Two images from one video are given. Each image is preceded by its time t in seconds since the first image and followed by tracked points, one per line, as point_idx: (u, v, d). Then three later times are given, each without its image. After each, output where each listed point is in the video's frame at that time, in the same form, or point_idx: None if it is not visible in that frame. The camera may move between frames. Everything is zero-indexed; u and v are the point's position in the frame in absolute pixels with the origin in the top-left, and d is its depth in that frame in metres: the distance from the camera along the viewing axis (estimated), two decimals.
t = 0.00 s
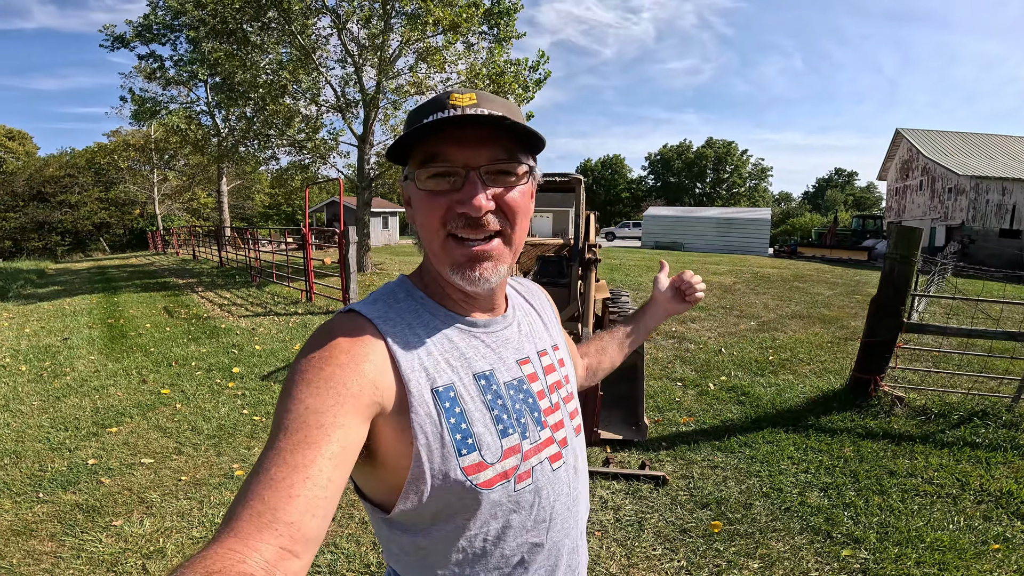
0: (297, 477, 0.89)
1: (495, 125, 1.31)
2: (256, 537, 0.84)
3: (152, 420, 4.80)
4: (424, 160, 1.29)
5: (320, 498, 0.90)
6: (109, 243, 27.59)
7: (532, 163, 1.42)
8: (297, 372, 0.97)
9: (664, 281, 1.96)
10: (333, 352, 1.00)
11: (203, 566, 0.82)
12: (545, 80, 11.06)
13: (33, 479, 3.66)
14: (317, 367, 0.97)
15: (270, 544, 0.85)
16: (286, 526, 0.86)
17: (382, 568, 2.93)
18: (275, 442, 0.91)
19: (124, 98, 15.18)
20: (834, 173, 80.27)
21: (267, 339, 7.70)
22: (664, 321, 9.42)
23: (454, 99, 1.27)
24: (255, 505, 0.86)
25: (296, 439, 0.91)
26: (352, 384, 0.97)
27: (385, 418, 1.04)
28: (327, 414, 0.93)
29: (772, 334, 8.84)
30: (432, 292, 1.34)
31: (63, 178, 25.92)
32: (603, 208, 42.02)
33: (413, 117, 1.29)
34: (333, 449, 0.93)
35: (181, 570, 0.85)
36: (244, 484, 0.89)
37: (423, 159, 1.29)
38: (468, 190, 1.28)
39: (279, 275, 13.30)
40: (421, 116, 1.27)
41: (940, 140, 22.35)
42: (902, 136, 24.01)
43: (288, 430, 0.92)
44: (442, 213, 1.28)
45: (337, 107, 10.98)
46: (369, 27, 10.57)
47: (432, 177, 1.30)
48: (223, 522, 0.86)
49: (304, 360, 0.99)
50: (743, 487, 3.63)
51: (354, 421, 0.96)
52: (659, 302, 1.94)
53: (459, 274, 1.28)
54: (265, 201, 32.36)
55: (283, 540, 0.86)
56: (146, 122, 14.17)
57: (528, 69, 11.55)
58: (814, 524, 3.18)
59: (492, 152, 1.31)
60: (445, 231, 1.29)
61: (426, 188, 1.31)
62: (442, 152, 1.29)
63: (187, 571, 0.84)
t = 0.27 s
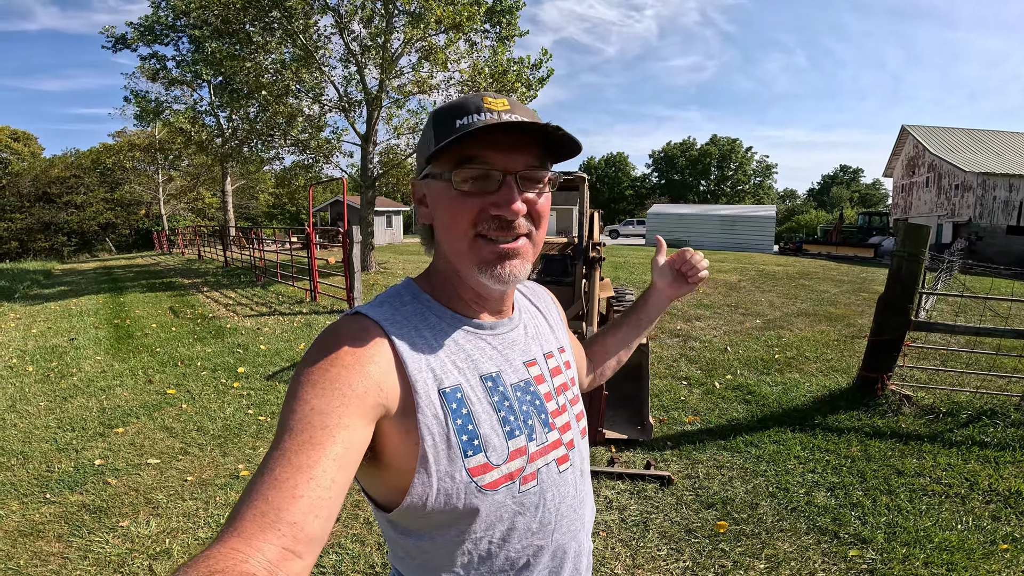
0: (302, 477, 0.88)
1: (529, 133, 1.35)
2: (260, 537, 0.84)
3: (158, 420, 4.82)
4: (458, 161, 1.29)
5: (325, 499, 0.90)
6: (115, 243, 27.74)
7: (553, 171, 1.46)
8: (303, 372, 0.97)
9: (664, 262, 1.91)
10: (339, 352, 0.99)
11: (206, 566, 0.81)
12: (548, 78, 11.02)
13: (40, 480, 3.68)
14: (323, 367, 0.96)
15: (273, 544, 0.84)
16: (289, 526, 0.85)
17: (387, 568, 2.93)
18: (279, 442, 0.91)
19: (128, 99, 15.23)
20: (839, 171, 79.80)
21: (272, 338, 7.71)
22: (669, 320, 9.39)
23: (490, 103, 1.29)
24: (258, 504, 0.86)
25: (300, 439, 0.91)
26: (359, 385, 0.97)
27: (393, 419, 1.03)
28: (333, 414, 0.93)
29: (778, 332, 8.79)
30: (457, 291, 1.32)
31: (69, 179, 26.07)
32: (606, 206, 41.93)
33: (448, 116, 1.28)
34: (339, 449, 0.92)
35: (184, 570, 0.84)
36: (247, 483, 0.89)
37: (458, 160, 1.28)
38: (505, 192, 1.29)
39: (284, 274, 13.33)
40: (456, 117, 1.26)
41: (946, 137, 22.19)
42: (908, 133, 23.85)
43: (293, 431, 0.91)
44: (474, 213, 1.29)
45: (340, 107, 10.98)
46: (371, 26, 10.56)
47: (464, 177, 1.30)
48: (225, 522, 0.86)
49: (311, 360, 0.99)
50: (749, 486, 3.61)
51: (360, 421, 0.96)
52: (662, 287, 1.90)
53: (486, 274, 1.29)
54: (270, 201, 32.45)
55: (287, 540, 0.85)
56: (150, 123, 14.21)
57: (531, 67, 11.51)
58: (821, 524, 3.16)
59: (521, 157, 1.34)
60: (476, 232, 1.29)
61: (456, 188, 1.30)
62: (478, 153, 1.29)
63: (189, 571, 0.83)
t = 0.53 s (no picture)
0: (298, 475, 0.89)
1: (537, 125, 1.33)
2: (254, 534, 0.84)
3: (165, 418, 4.86)
4: (470, 155, 1.26)
5: (319, 498, 0.90)
6: (122, 241, 27.92)
7: (559, 162, 1.46)
8: (300, 370, 0.98)
9: (684, 273, 1.92)
10: (336, 350, 1.00)
11: (201, 565, 0.82)
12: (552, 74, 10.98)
13: (49, 478, 3.71)
14: (319, 365, 0.97)
15: (267, 543, 0.85)
16: (284, 523, 0.86)
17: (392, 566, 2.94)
18: (275, 439, 0.92)
19: (134, 97, 15.30)
20: (846, 166, 79.20)
21: (278, 336, 7.74)
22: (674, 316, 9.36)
23: (500, 97, 1.27)
24: (253, 502, 0.86)
25: (294, 437, 0.91)
26: (356, 381, 0.98)
27: (391, 417, 1.04)
28: (329, 411, 0.94)
29: (784, 328, 8.76)
30: (468, 288, 1.31)
31: (76, 178, 26.25)
32: (611, 203, 41.83)
33: (459, 108, 1.24)
34: (334, 447, 0.92)
35: (179, 566, 0.85)
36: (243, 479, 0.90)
37: (470, 154, 1.25)
38: (520, 186, 1.29)
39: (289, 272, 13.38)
40: (464, 110, 1.23)
41: (954, 132, 22.01)
42: (916, 128, 23.66)
43: (288, 427, 0.92)
44: (490, 209, 1.27)
45: (344, 104, 10.97)
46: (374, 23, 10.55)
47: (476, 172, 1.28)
48: (221, 519, 0.87)
49: (309, 358, 1.00)
50: (754, 484, 3.61)
51: (357, 419, 0.96)
52: (679, 296, 1.90)
53: (500, 270, 1.28)
54: (275, 198, 32.56)
55: (281, 540, 0.86)
56: (156, 121, 14.27)
57: (534, 64, 11.46)
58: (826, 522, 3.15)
59: (531, 149, 1.33)
60: (490, 227, 1.28)
61: (469, 182, 1.28)
62: (492, 147, 1.27)
63: (184, 568, 0.84)
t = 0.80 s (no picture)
0: (289, 466, 0.91)
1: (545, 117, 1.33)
2: (244, 523, 0.87)
3: (179, 410, 4.95)
4: (481, 148, 1.25)
5: (308, 489, 0.92)
6: (139, 237, 28.35)
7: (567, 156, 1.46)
8: (290, 361, 1.00)
9: (691, 272, 1.90)
10: (327, 342, 1.02)
11: (188, 552, 0.84)
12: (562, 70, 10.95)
13: (65, 469, 3.80)
14: (310, 356, 0.99)
15: (255, 532, 0.87)
16: (273, 513, 0.88)
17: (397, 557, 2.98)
18: (266, 429, 0.94)
19: (149, 95, 15.50)
20: (863, 163, 78.02)
21: (289, 330, 7.84)
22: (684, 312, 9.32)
23: (512, 89, 1.26)
24: (244, 493, 0.89)
25: (285, 428, 0.93)
26: (346, 373, 1.00)
27: (380, 407, 1.06)
28: (319, 404, 0.96)
29: (795, 325, 8.68)
30: (474, 281, 1.32)
31: (93, 174, 26.68)
32: (623, 198, 41.62)
33: (471, 99, 1.23)
34: (324, 439, 0.95)
35: (168, 553, 0.87)
36: (234, 467, 0.93)
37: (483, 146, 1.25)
38: (532, 179, 1.29)
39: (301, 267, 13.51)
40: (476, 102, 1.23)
41: (973, 128, 21.59)
42: (933, 125, 23.27)
43: (278, 418, 0.94)
44: (500, 204, 1.27)
45: (354, 101, 11.03)
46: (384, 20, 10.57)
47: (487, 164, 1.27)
48: (211, 509, 0.89)
49: (301, 348, 1.02)
50: (760, 481, 3.60)
51: (346, 411, 0.99)
52: (681, 294, 1.89)
53: (506, 265, 1.29)
54: (288, 194, 32.83)
55: (270, 530, 0.88)
56: (170, 118, 14.44)
57: (543, 60, 11.43)
58: (831, 520, 3.13)
59: (541, 142, 1.33)
60: (499, 221, 1.28)
61: (479, 175, 1.27)
62: (503, 139, 1.27)
63: (172, 555, 0.87)
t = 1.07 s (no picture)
0: (250, 495, 0.90)
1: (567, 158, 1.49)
2: (201, 555, 0.85)
3: (196, 405, 5.06)
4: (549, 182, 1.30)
5: (271, 516, 0.92)
6: (159, 234, 28.86)
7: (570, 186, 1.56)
8: (250, 384, 0.98)
9: (682, 310, 1.80)
10: (289, 363, 1.00)
11: None
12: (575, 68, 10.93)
13: (85, 462, 3.91)
14: (271, 380, 0.97)
15: (215, 563, 0.86)
16: (234, 544, 0.88)
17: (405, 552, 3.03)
18: (223, 455, 0.92)
19: (169, 94, 15.77)
20: (883, 161, 76.69)
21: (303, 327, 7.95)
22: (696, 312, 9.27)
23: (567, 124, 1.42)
24: (207, 526, 0.87)
25: (244, 454, 0.92)
26: (311, 397, 0.99)
27: (354, 428, 1.06)
28: (282, 430, 0.94)
29: (810, 325, 8.58)
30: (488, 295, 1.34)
31: (115, 172, 27.23)
32: (637, 196, 41.39)
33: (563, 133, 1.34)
34: (285, 465, 0.94)
35: None
36: (190, 493, 0.91)
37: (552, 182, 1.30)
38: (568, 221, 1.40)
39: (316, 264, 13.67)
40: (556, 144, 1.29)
41: (997, 126, 21.13)
42: (956, 123, 22.81)
43: (237, 445, 0.92)
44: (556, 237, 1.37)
45: (369, 99, 11.12)
46: (397, 18, 10.64)
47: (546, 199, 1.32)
48: (164, 541, 0.87)
49: (263, 371, 0.99)
50: (768, 482, 3.59)
51: (309, 435, 0.98)
52: (666, 329, 1.79)
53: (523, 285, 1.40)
54: (304, 192, 33.17)
55: (231, 560, 0.87)
56: (190, 117, 14.69)
57: (556, 58, 11.42)
58: (840, 522, 3.12)
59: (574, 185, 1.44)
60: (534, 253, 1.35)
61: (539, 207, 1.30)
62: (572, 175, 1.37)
63: None
